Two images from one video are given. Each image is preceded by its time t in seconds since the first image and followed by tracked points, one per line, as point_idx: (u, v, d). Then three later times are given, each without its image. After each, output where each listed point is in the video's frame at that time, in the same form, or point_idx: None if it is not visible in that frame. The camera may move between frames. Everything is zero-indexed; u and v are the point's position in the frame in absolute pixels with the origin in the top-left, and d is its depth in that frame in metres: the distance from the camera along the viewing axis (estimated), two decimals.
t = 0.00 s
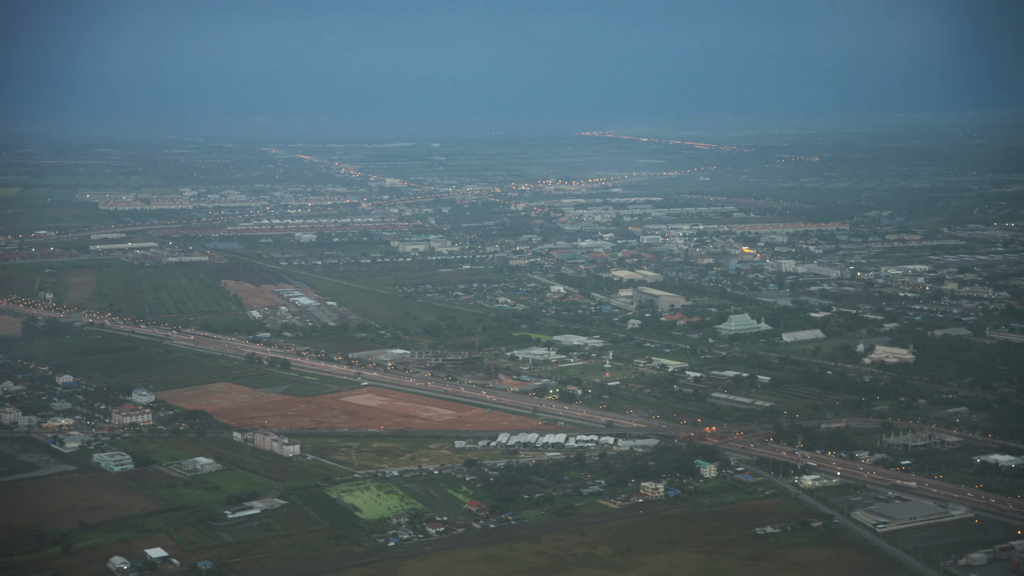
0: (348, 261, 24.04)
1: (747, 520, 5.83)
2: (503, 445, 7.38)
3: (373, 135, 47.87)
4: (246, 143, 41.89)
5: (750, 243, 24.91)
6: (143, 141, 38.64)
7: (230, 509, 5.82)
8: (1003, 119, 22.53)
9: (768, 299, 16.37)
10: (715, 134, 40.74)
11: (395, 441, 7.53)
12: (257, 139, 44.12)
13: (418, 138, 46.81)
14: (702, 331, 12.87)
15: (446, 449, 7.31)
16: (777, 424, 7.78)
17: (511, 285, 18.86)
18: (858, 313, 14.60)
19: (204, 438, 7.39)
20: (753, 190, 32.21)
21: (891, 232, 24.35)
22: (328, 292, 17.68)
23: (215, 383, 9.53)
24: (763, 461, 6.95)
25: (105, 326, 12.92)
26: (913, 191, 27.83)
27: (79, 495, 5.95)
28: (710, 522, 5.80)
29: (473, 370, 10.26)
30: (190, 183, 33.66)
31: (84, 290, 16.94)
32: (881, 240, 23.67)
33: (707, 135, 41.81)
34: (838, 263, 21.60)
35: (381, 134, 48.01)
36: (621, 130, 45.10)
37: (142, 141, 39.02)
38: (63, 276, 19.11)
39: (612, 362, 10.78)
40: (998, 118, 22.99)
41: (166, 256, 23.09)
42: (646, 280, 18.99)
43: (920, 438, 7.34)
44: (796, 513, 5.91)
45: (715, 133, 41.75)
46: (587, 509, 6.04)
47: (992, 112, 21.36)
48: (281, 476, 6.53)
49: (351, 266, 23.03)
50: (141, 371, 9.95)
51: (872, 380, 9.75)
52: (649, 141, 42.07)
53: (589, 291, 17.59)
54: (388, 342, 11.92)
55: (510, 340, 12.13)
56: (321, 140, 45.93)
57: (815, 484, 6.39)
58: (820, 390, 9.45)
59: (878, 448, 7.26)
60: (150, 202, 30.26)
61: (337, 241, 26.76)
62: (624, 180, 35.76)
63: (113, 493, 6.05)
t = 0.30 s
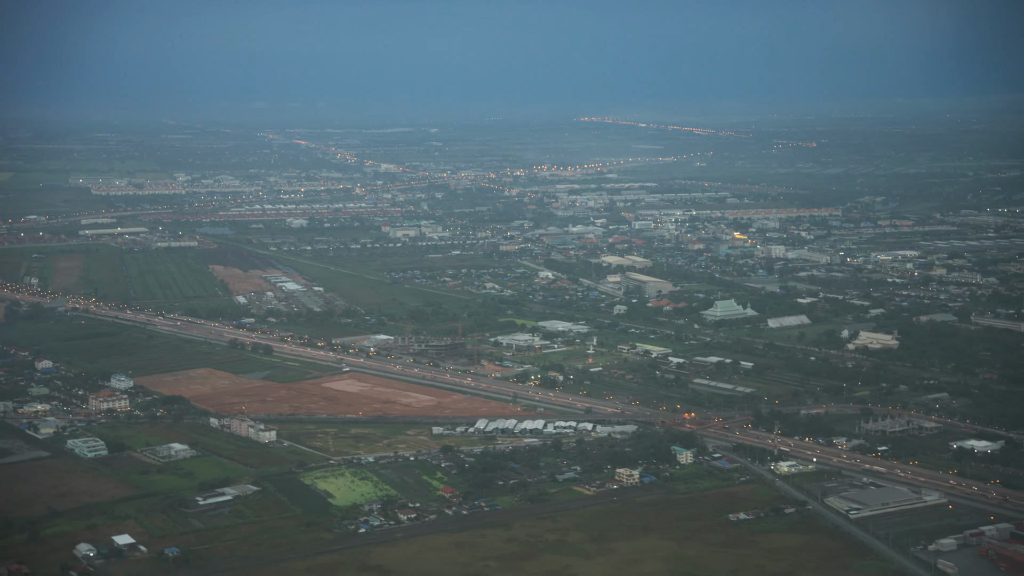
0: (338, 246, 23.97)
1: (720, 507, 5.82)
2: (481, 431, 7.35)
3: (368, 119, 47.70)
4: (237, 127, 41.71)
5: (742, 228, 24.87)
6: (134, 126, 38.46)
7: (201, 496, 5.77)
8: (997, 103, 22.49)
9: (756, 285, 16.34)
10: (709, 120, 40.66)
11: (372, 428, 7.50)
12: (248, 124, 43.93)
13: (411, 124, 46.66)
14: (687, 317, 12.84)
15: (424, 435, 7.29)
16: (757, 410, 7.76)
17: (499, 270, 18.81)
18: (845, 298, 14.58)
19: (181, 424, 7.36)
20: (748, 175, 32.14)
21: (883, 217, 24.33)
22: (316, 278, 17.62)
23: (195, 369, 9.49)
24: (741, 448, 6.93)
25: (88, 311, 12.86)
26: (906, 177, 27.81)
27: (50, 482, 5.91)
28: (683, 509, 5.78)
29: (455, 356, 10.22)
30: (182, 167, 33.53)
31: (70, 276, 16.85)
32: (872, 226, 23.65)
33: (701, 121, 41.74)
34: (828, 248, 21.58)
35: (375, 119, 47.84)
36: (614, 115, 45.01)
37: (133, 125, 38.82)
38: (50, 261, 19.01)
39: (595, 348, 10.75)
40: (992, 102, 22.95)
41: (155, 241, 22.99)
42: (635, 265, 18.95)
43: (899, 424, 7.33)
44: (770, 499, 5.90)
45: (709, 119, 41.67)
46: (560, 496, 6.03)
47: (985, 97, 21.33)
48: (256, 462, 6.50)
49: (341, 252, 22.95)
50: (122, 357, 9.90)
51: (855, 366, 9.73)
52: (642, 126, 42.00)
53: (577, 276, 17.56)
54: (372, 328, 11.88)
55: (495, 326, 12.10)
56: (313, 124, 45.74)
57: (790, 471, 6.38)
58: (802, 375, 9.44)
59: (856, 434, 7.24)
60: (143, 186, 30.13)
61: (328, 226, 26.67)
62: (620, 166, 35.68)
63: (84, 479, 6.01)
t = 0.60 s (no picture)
0: (328, 243, 23.93)
1: (695, 505, 5.80)
2: (459, 429, 7.32)
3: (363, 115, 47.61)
4: (229, 123, 41.59)
5: (734, 225, 24.85)
6: (126, 122, 38.33)
7: (172, 495, 5.73)
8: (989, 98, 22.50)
9: (744, 282, 16.31)
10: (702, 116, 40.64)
11: (350, 425, 7.47)
12: (241, 119, 43.79)
13: (404, 121, 46.58)
14: (673, 313, 12.81)
15: (401, 433, 7.26)
16: (736, 407, 7.74)
17: (488, 267, 18.77)
18: (832, 295, 14.57)
19: (157, 422, 7.32)
20: (743, 171, 32.12)
21: (876, 214, 24.33)
22: (304, 275, 17.57)
23: (175, 366, 9.45)
24: (719, 445, 6.90)
25: (72, 308, 12.81)
26: (898, 174, 27.82)
27: (20, 481, 5.87)
28: (657, 508, 5.76)
29: (438, 353, 10.20)
30: (175, 163, 33.43)
31: (57, 273, 16.76)
32: (865, 222, 23.65)
33: (694, 118, 41.74)
34: (818, 245, 21.57)
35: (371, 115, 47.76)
36: (607, 112, 44.98)
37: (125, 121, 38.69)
38: (38, 258, 18.95)
39: (579, 345, 10.72)
40: (984, 97, 22.95)
41: (145, 237, 22.92)
42: (624, 262, 18.93)
43: (879, 422, 7.32)
44: (744, 497, 5.89)
45: (701, 116, 41.64)
46: (535, 494, 6.00)
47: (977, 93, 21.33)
48: (229, 460, 6.45)
49: (331, 248, 22.91)
50: (103, 354, 9.85)
51: (838, 363, 9.71)
52: (636, 123, 42.00)
53: (566, 273, 17.53)
54: (356, 325, 11.86)
55: (480, 323, 12.08)
56: (306, 120, 45.64)
57: (767, 469, 6.36)
58: (784, 373, 9.41)
59: (835, 432, 7.22)
60: (136, 183, 30.04)
61: (319, 222, 26.61)
62: (616, 163, 35.65)
63: (54, 479, 5.96)
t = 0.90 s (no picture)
0: (318, 236, 23.88)
1: (668, 499, 5.78)
2: (437, 424, 7.29)
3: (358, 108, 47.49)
4: (223, 115, 41.46)
5: (725, 218, 24.82)
6: (119, 115, 38.20)
7: (143, 489, 5.69)
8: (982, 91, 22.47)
9: (732, 275, 16.28)
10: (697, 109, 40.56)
11: (327, 420, 7.44)
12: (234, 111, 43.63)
13: (398, 114, 46.47)
14: (659, 307, 12.78)
15: (378, 427, 7.23)
16: (715, 401, 7.71)
17: (477, 260, 18.73)
18: (819, 289, 14.54)
19: (133, 416, 7.27)
20: (738, 165, 32.08)
21: (869, 207, 24.31)
22: (292, 268, 17.52)
23: (156, 360, 9.41)
24: (696, 440, 6.88)
25: (56, 301, 12.75)
26: (891, 168, 27.80)
27: None
28: (630, 502, 5.73)
29: (420, 347, 10.17)
30: (168, 155, 33.34)
31: (43, 266, 16.68)
32: (857, 215, 23.63)
33: (688, 111, 41.64)
34: (808, 238, 21.55)
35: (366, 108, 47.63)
36: (602, 106, 44.90)
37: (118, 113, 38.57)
38: (27, 250, 18.90)
39: (563, 339, 10.69)
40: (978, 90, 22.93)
41: (134, 230, 22.86)
42: (613, 255, 18.89)
43: (857, 416, 7.31)
44: (719, 491, 5.88)
45: (696, 110, 41.55)
46: (508, 489, 5.97)
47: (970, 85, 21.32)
48: (203, 454, 6.41)
49: (320, 241, 22.85)
50: (83, 348, 9.81)
51: (821, 357, 9.69)
52: (630, 115, 41.93)
53: (554, 266, 17.49)
54: (340, 319, 11.82)
55: (465, 317, 12.04)
56: (299, 112, 45.51)
57: (743, 463, 6.34)
58: (767, 367, 9.38)
59: (813, 426, 7.21)
60: (129, 175, 29.95)
61: (310, 215, 26.55)
62: (612, 155, 35.60)
63: (25, 473, 5.92)
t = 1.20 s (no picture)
0: (306, 230, 23.81)
1: (640, 494, 5.76)
2: (412, 419, 7.27)
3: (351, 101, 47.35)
4: (213, 108, 41.32)
5: (715, 212, 24.80)
6: (110, 108, 38.04)
7: (111, 485, 5.63)
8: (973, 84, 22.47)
9: (718, 269, 16.27)
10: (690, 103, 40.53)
11: (303, 414, 7.41)
12: (225, 105, 43.51)
13: (390, 108, 46.38)
14: (643, 301, 12.75)
15: (353, 422, 7.20)
16: (692, 396, 7.69)
17: (463, 255, 18.69)
18: (804, 283, 14.53)
19: (107, 411, 7.22)
20: (730, 159, 32.06)
21: (859, 201, 24.31)
22: (278, 262, 17.46)
23: (134, 354, 9.36)
24: (672, 435, 6.84)
25: (37, 295, 12.69)
26: (884, 162, 27.81)
27: None
28: (601, 498, 5.71)
29: (401, 342, 10.14)
30: (159, 149, 33.23)
31: (28, 260, 16.59)
32: (847, 210, 23.62)
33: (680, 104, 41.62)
34: (797, 232, 21.54)
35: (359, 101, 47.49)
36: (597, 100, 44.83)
37: (109, 106, 38.42)
38: (12, 244, 18.81)
39: (544, 333, 10.67)
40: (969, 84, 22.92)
41: (122, 224, 22.77)
42: (600, 249, 18.86)
43: (833, 410, 7.29)
44: (691, 486, 5.87)
45: (688, 103, 41.52)
46: (480, 484, 5.94)
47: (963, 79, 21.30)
48: (174, 449, 6.36)
49: (308, 235, 22.77)
50: (61, 342, 9.75)
51: (802, 352, 9.67)
52: (622, 109, 41.89)
53: (540, 261, 17.45)
54: (322, 313, 11.79)
55: (448, 311, 12.01)
56: (290, 106, 45.40)
57: (717, 459, 6.31)
58: (747, 361, 9.36)
59: (789, 421, 7.18)
60: (121, 169, 29.82)
61: (300, 209, 26.48)
62: (605, 150, 35.55)
63: None
